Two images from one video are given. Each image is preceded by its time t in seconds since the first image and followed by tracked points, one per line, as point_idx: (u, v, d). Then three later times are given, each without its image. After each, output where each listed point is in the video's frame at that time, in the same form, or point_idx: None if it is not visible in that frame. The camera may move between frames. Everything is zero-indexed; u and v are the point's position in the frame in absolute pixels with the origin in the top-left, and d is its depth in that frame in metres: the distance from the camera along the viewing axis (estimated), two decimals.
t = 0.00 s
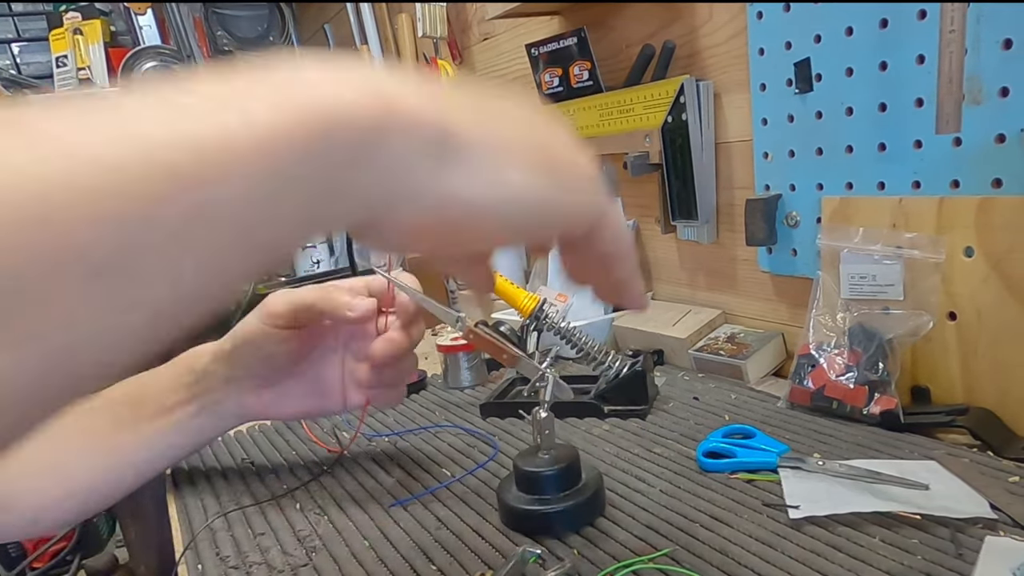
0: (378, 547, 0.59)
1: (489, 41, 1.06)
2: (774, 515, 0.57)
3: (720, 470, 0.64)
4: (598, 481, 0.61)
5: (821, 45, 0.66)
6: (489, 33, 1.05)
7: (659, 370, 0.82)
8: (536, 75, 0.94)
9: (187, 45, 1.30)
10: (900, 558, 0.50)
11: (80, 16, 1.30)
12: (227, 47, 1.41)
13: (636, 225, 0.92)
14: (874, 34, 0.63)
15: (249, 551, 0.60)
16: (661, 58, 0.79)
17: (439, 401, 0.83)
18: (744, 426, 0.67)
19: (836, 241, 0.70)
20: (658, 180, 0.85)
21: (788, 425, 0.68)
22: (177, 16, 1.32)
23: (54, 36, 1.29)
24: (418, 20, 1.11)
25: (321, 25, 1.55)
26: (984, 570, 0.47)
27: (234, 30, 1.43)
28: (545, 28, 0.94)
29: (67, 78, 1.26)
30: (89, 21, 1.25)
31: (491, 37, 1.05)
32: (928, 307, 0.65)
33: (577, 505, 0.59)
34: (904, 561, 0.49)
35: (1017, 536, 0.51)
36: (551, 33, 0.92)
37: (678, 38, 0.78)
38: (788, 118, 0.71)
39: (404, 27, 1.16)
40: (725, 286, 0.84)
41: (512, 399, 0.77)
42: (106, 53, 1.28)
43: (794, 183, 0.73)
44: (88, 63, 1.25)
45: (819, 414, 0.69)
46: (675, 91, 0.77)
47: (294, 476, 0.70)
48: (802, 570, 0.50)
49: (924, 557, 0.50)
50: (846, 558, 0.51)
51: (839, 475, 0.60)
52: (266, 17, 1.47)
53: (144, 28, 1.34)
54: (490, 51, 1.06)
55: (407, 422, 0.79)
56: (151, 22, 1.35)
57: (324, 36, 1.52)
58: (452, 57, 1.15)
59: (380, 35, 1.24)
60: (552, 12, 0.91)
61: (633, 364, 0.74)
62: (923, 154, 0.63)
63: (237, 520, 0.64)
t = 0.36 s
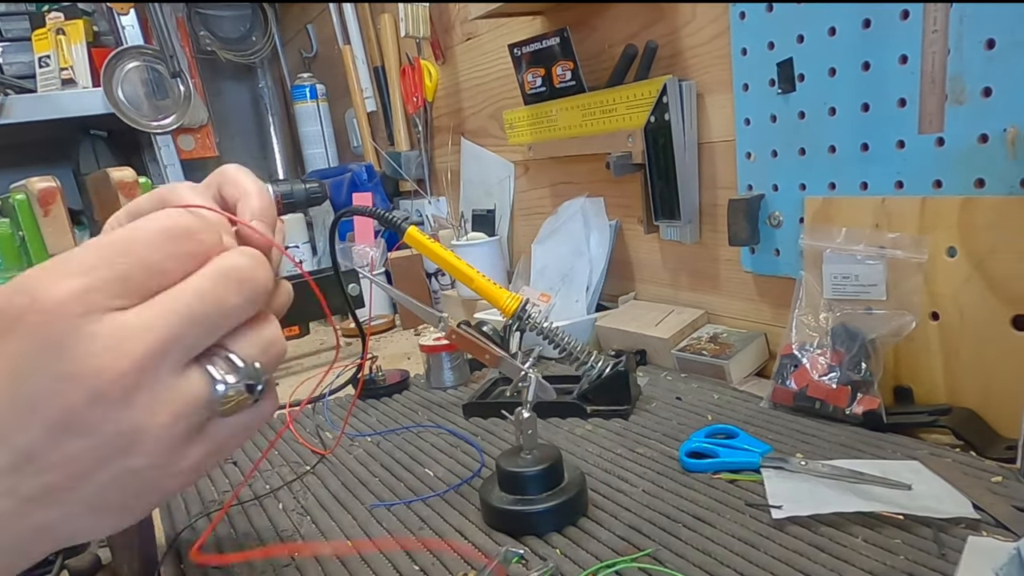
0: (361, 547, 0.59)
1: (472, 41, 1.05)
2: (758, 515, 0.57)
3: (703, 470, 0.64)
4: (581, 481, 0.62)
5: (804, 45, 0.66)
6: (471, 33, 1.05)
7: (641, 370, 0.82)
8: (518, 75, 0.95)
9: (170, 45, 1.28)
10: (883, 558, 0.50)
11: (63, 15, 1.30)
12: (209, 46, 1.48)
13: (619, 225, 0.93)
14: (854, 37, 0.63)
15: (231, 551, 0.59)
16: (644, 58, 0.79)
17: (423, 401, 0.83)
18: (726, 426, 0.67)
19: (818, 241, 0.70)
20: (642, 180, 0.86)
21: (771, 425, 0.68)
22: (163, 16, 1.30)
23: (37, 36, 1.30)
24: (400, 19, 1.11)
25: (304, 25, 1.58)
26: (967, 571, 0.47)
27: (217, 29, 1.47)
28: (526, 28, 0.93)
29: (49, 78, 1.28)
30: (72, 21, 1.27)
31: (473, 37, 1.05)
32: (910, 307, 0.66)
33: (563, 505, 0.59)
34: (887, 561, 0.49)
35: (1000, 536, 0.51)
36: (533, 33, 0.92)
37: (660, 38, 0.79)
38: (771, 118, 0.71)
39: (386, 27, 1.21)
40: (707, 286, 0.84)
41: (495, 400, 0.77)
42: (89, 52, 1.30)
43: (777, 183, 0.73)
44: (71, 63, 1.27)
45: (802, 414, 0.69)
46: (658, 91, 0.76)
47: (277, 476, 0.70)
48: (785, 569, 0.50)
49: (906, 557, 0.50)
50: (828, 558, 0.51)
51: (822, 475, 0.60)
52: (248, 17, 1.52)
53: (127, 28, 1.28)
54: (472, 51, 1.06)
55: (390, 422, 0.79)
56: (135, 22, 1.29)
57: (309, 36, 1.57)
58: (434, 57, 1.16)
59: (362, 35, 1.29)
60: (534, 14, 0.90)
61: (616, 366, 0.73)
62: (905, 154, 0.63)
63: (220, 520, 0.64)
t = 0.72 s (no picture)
0: (344, 547, 0.59)
1: (454, 41, 1.04)
2: (741, 515, 0.57)
3: (686, 469, 0.64)
4: (564, 480, 0.61)
5: (787, 44, 0.66)
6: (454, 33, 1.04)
7: (625, 369, 0.82)
8: (501, 74, 0.95)
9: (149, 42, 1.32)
10: (865, 557, 0.50)
11: (46, 16, 1.28)
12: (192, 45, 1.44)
13: (602, 225, 0.93)
14: (834, 36, 0.63)
15: (214, 551, 0.59)
16: (626, 56, 0.78)
17: (406, 401, 0.83)
18: (709, 426, 0.67)
19: (801, 240, 0.70)
20: (625, 179, 0.86)
21: (754, 425, 0.68)
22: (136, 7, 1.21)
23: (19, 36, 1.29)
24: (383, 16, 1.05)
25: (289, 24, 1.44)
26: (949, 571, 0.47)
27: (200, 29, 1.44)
28: (510, 26, 0.92)
29: (32, 78, 1.27)
30: (55, 20, 1.23)
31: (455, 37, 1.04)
32: (893, 306, 0.66)
33: (545, 504, 0.59)
34: (870, 561, 0.49)
35: (983, 536, 0.51)
36: (516, 33, 0.91)
37: (643, 38, 0.78)
38: (755, 118, 0.71)
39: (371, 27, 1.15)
40: (691, 286, 0.84)
41: (478, 399, 0.78)
42: (73, 52, 1.27)
43: (759, 182, 0.73)
44: (54, 62, 1.25)
45: (785, 414, 0.69)
46: (641, 91, 0.76)
47: (260, 475, 0.70)
48: (768, 569, 0.50)
49: (889, 557, 0.50)
50: (811, 558, 0.51)
51: (805, 475, 0.60)
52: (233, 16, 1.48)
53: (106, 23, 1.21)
54: (455, 50, 1.06)
55: (372, 421, 0.79)
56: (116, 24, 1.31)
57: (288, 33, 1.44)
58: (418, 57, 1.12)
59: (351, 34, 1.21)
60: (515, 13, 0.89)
61: (599, 365, 0.74)
62: (888, 154, 0.63)
63: (203, 520, 0.64)
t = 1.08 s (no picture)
0: (327, 545, 0.58)
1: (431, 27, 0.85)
2: (725, 514, 0.57)
3: (669, 468, 0.64)
4: (548, 479, 0.61)
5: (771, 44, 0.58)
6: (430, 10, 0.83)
7: (609, 368, 0.82)
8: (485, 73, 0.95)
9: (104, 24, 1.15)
10: (850, 556, 0.50)
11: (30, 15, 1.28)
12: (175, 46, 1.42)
13: (586, 224, 0.94)
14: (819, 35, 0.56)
15: (198, 550, 0.59)
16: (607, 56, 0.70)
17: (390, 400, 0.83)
18: (693, 425, 0.67)
19: (786, 240, 0.71)
20: (608, 179, 0.86)
21: (738, 424, 0.68)
22: None
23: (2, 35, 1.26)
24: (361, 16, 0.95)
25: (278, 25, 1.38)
26: (933, 570, 0.47)
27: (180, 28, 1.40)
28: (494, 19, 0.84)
29: (16, 77, 1.22)
30: (39, 20, 1.24)
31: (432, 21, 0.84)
32: (876, 305, 0.66)
33: (529, 502, 0.58)
34: (853, 559, 0.49)
35: (966, 535, 0.51)
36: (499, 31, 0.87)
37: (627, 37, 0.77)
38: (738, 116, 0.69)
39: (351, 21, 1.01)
40: (675, 285, 0.85)
41: (460, 399, 0.78)
42: (57, 51, 1.23)
43: (742, 181, 0.74)
44: (37, 61, 1.21)
45: (768, 412, 0.69)
46: (624, 90, 0.76)
47: (243, 475, 0.70)
48: (751, 568, 0.50)
49: (873, 556, 0.50)
50: (795, 557, 0.51)
51: (789, 474, 0.60)
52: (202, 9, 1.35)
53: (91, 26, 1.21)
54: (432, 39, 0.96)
55: (356, 421, 0.79)
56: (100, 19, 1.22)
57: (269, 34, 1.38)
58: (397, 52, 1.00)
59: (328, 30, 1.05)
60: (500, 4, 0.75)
61: (583, 365, 0.74)
62: (872, 153, 0.63)
63: (186, 519, 0.64)
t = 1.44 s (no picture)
0: (313, 545, 0.58)
1: (423, 38, 1.07)
2: (710, 512, 0.57)
3: (654, 467, 0.64)
4: (534, 478, 0.61)
5: (756, 43, 0.68)
6: (422, 31, 1.07)
7: (594, 367, 0.82)
8: (470, 72, 0.96)
9: (122, 43, 1.32)
10: (835, 555, 0.50)
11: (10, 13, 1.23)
12: (162, 43, 1.47)
13: (571, 222, 0.94)
14: (805, 33, 0.64)
15: (184, 549, 0.59)
16: (596, 54, 0.80)
17: (375, 399, 0.84)
18: (678, 424, 0.67)
19: (770, 239, 0.70)
20: (593, 178, 0.87)
21: (723, 423, 0.68)
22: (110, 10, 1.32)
23: None
24: (353, 17, 1.10)
25: (258, 22, 1.56)
26: (919, 568, 0.47)
27: (169, 27, 1.47)
28: (479, 25, 0.96)
29: None
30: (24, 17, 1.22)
31: (424, 34, 1.07)
32: (861, 304, 0.66)
33: (514, 501, 0.58)
34: (839, 557, 0.49)
35: (951, 534, 0.51)
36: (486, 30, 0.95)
37: (612, 36, 0.81)
38: (722, 115, 0.72)
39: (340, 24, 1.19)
40: (660, 284, 0.85)
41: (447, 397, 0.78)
42: (42, 49, 1.24)
43: (727, 180, 0.74)
44: (23, 60, 1.21)
45: (754, 411, 0.69)
46: (609, 89, 0.78)
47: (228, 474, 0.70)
48: (737, 566, 0.50)
49: (859, 554, 0.50)
50: (781, 555, 0.50)
51: (774, 472, 0.60)
52: (199, 15, 1.51)
53: (79, 26, 1.25)
54: (423, 48, 1.08)
55: (340, 419, 0.79)
56: (87, 20, 1.26)
57: (259, 33, 1.57)
58: (386, 54, 1.17)
59: (314, 30, 1.26)
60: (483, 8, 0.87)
61: (568, 363, 0.74)
62: (857, 151, 0.64)
63: (172, 518, 0.64)
